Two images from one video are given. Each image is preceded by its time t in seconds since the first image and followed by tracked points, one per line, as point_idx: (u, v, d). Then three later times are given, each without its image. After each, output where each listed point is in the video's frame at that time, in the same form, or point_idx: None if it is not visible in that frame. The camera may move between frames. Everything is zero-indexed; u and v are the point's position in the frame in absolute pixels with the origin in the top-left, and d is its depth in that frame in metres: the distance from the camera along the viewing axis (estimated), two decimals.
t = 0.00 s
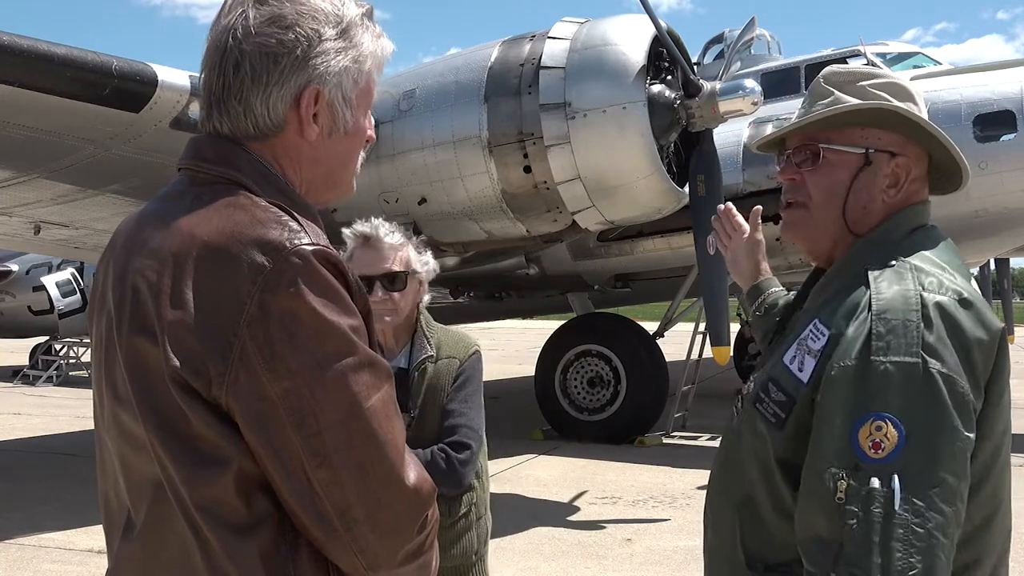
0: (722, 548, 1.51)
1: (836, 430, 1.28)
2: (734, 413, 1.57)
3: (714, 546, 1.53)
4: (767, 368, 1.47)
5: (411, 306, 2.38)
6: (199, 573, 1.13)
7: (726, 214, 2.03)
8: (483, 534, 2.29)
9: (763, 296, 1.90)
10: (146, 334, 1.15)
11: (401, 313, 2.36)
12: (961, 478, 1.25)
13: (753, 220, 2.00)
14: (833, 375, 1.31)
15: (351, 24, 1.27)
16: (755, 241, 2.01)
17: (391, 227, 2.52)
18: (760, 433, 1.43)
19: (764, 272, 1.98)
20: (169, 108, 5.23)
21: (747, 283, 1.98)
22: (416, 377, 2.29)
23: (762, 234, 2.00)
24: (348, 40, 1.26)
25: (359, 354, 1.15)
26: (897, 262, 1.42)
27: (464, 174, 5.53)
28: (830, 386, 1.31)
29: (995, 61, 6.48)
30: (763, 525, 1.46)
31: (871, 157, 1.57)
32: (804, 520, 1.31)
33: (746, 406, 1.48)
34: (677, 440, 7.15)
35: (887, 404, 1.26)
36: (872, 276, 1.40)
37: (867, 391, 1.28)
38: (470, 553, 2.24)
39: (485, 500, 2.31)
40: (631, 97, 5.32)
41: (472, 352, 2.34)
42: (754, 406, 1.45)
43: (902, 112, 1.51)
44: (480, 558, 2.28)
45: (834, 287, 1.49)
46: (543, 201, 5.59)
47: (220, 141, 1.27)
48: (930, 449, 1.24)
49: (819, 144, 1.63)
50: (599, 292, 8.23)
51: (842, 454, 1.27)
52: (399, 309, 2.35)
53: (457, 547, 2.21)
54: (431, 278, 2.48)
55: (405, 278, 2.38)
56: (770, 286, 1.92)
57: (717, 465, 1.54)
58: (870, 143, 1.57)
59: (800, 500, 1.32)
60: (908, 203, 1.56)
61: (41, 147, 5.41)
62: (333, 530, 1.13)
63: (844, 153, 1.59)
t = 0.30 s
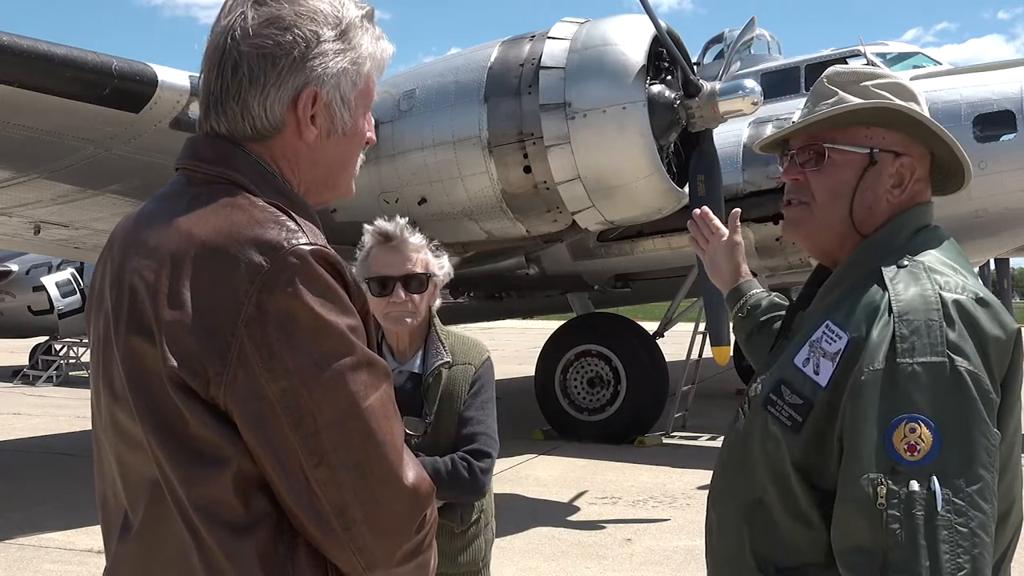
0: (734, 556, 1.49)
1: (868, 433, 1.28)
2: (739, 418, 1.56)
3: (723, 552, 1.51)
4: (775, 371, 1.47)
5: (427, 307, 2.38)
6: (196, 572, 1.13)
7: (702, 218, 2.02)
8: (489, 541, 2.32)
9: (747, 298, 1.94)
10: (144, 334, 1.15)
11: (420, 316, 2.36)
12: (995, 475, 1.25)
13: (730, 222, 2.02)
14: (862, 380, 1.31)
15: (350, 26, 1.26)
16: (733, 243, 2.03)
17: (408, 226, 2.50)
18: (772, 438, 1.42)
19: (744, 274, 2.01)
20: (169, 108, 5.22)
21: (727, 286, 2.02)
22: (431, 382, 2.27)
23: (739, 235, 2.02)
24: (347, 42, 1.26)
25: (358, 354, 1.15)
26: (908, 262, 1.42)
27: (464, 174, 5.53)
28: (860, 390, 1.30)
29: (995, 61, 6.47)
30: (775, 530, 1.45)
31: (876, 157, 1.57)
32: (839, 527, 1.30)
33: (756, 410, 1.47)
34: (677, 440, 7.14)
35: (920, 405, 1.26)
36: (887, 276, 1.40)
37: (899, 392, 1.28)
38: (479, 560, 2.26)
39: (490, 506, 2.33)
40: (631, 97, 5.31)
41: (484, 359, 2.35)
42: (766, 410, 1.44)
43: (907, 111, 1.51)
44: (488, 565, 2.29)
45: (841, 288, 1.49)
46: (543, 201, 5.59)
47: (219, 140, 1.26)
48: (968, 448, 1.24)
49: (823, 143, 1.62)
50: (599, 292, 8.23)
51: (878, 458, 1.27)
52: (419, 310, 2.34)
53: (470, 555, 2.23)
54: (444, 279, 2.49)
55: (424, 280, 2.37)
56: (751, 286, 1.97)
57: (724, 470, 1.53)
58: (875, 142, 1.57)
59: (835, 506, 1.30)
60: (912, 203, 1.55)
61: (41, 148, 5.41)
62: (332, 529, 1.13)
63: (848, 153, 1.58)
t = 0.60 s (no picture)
0: (737, 554, 1.49)
1: (868, 430, 1.27)
2: (744, 417, 1.55)
3: (727, 549, 1.51)
4: (779, 369, 1.47)
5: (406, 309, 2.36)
6: (197, 572, 1.13)
7: (678, 224, 2.02)
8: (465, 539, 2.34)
9: (726, 301, 1.95)
10: (144, 334, 1.14)
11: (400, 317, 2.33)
12: (993, 474, 1.25)
13: (707, 227, 2.00)
14: (864, 377, 1.30)
15: (349, 25, 1.26)
16: (712, 246, 2.00)
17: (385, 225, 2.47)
18: (775, 436, 1.42)
19: (725, 278, 2.00)
20: (169, 108, 5.22)
21: (707, 290, 2.00)
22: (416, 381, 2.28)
23: (718, 239, 1.99)
24: (347, 41, 1.26)
25: (359, 353, 1.15)
26: (911, 259, 1.42)
27: (464, 174, 5.53)
28: (862, 386, 1.30)
29: (996, 61, 6.47)
30: (779, 529, 1.45)
31: (875, 156, 1.57)
32: (838, 523, 1.29)
33: (760, 408, 1.47)
34: (677, 440, 7.14)
35: (920, 402, 1.26)
36: (890, 274, 1.40)
37: (899, 390, 1.27)
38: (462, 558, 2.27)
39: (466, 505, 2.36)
40: (631, 97, 5.31)
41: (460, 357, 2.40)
42: (769, 409, 1.44)
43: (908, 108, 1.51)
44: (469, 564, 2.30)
45: (841, 287, 1.48)
46: (543, 201, 5.59)
47: (219, 141, 1.26)
48: (967, 446, 1.23)
49: (823, 143, 1.62)
50: (598, 292, 8.22)
51: (877, 455, 1.26)
52: (402, 312, 2.32)
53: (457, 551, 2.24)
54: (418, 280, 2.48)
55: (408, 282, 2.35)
56: (732, 290, 1.97)
57: (728, 468, 1.52)
58: (874, 141, 1.57)
59: (832, 501, 1.30)
60: (912, 201, 1.56)
61: (40, 148, 5.41)
62: (332, 528, 1.12)
63: (848, 152, 1.58)
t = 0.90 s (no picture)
0: (737, 556, 1.49)
1: (868, 430, 1.27)
2: (743, 418, 1.55)
3: (727, 550, 1.51)
4: (778, 370, 1.46)
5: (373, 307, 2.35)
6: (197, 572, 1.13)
7: (677, 223, 2.03)
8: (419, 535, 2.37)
9: (723, 299, 1.95)
10: (144, 334, 1.14)
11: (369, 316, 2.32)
12: (994, 474, 1.25)
13: (705, 226, 2.00)
14: (863, 377, 1.30)
15: (351, 26, 1.26)
16: (711, 246, 2.01)
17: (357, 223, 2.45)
18: (774, 437, 1.42)
19: (724, 278, 1.99)
20: (169, 108, 5.22)
21: (705, 289, 1.99)
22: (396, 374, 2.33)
23: (716, 238, 1.99)
24: (348, 42, 1.26)
25: (359, 352, 1.15)
26: (908, 257, 1.42)
27: (464, 174, 5.53)
28: (861, 387, 1.30)
29: (996, 61, 6.47)
30: (779, 530, 1.45)
31: (872, 154, 1.57)
32: (838, 524, 1.29)
33: (758, 410, 1.47)
34: (677, 440, 7.14)
35: (920, 403, 1.26)
36: (887, 274, 1.39)
37: (898, 390, 1.27)
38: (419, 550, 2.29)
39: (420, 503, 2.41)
40: (631, 97, 5.30)
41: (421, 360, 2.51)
42: (768, 410, 1.44)
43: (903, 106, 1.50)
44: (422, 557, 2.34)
45: (840, 286, 1.48)
46: (543, 201, 5.58)
47: (219, 141, 1.26)
48: (967, 446, 1.23)
49: (818, 142, 1.62)
50: (598, 292, 8.22)
51: (877, 455, 1.26)
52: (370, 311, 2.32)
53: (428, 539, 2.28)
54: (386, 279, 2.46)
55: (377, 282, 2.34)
56: (731, 290, 1.96)
57: (727, 469, 1.52)
58: (870, 140, 1.57)
59: (833, 504, 1.30)
60: (909, 200, 1.55)
61: (40, 148, 5.40)
62: (334, 529, 1.12)
63: (844, 151, 1.58)
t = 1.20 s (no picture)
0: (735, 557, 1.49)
1: (866, 433, 1.28)
2: (741, 419, 1.55)
3: (725, 552, 1.51)
4: (776, 371, 1.46)
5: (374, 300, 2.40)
6: (198, 571, 1.13)
7: (678, 221, 2.01)
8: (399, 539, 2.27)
9: (727, 297, 1.94)
10: (146, 334, 1.14)
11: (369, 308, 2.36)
12: (992, 476, 1.25)
13: (707, 223, 2.00)
14: (861, 380, 1.30)
15: (368, 36, 1.27)
16: (712, 243, 2.01)
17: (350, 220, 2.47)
18: (773, 439, 1.42)
19: (726, 274, 1.99)
20: (169, 108, 5.22)
21: (708, 286, 1.99)
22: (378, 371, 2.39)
23: (717, 234, 2.00)
24: (364, 52, 1.26)
25: (361, 354, 1.14)
26: (906, 260, 1.42)
27: (464, 174, 5.53)
28: (859, 390, 1.30)
29: (996, 61, 6.47)
30: (777, 532, 1.45)
31: (870, 154, 1.57)
32: (836, 526, 1.29)
33: (756, 412, 1.47)
34: (677, 440, 7.14)
35: (918, 405, 1.26)
36: (885, 275, 1.39)
37: (896, 392, 1.27)
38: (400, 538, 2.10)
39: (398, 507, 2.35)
40: (631, 97, 5.30)
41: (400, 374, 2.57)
42: (766, 412, 1.44)
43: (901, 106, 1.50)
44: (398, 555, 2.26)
45: (839, 288, 1.48)
46: (543, 201, 5.59)
47: (225, 144, 1.26)
48: (965, 450, 1.23)
49: (817, 142, 1.62)
50: (598, 292, 8.22)
51: (874, 457, 1.26)
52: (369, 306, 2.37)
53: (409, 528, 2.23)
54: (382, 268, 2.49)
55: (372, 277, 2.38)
56: (732, 287, 1.96)
57: (725, 471, 1.52)
58: (868, 141, 1.57)
59: (831, 506, 1.30)
60: (908, 200, 1.55)
61: (40, 147, 5.40)
62: (336, 531, 1.12)
63: (841, 151, 1.59)
